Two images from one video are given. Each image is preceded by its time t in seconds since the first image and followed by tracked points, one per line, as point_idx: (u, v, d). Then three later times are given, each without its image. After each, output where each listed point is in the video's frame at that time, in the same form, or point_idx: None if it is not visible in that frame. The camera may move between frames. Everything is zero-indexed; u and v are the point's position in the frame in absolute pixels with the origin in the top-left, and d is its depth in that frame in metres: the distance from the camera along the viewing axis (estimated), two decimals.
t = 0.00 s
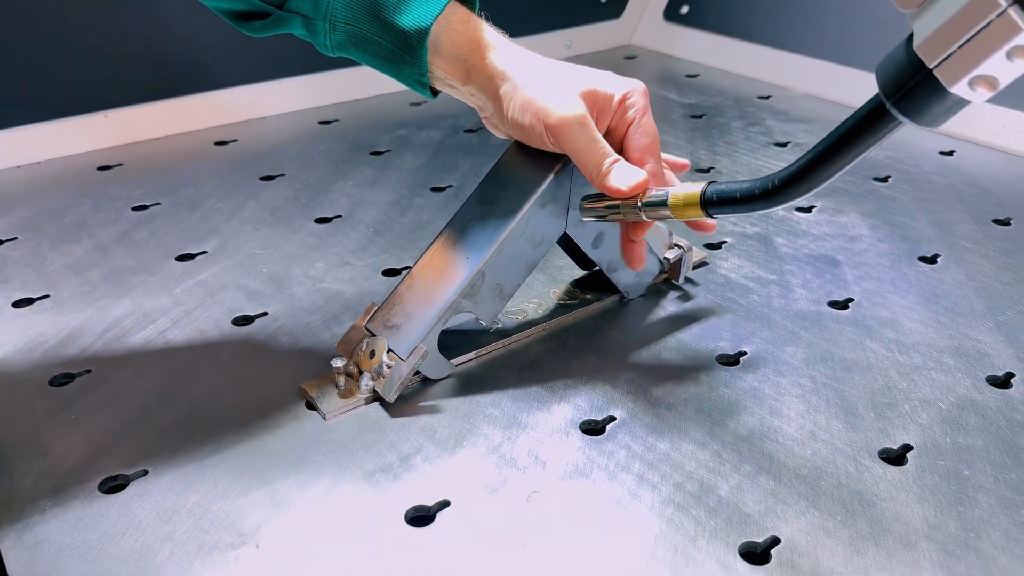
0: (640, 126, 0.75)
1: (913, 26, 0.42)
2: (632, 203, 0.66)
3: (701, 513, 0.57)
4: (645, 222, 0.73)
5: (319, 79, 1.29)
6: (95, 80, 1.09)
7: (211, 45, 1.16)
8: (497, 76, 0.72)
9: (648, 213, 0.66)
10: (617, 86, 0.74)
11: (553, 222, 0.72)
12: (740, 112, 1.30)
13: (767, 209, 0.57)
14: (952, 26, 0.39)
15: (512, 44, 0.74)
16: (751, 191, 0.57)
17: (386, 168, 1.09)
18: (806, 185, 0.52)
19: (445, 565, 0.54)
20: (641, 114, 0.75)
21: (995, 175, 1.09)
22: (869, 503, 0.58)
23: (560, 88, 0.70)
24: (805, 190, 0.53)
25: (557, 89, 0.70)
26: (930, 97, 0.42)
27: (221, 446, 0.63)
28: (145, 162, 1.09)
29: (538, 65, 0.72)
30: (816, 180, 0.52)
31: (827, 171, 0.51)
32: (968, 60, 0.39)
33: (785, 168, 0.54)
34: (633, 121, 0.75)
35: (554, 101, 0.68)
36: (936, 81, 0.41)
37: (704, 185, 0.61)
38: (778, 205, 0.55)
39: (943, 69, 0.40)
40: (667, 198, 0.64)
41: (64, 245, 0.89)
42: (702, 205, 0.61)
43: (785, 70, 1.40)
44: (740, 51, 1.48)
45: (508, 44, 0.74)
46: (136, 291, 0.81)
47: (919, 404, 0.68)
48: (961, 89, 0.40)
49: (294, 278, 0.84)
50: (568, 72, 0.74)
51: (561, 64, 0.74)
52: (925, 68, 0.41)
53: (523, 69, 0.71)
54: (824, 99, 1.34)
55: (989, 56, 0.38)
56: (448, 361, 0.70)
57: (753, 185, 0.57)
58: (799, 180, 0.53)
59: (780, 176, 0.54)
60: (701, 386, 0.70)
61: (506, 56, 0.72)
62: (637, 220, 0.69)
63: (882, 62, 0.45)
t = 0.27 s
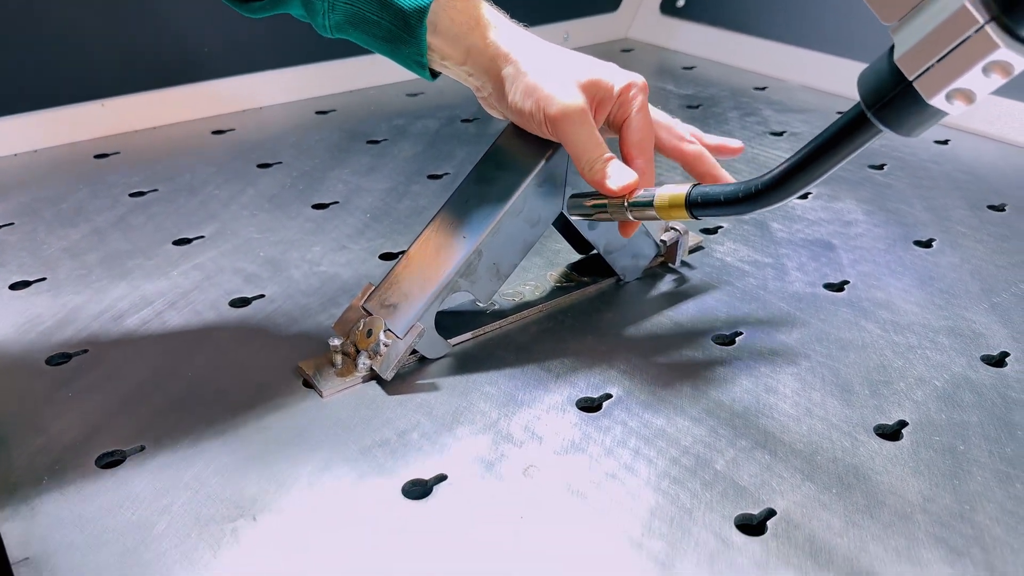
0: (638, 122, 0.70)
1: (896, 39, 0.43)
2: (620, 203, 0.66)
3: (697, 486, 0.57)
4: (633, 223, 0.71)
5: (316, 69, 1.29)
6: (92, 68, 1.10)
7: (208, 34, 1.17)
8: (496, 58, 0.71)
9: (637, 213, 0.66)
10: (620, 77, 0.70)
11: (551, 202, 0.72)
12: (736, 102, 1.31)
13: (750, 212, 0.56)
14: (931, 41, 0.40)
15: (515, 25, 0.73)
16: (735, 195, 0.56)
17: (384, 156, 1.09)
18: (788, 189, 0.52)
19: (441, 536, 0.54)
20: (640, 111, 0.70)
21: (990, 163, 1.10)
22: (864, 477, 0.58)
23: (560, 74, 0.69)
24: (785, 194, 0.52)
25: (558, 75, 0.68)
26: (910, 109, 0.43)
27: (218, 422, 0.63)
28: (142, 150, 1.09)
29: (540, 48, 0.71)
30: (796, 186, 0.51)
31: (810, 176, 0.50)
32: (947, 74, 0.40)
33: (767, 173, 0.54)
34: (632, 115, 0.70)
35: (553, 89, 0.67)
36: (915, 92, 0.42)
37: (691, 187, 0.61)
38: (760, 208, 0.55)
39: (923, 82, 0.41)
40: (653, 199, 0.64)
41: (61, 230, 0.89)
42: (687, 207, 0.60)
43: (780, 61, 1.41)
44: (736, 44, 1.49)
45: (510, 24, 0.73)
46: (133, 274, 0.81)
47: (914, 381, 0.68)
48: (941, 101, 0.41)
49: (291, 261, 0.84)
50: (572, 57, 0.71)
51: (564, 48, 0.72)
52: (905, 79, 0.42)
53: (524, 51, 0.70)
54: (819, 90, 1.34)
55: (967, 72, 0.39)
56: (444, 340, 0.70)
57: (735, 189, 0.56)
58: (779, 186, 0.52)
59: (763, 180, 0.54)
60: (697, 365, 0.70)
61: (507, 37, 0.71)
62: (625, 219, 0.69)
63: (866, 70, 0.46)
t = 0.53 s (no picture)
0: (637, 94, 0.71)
1: None
2: (619, 171, 0.65)
3: (698, 456, 0.57)
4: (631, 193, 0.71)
5: (313, 56, 1.29)
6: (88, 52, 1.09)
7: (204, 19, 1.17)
8: (495, 26, 0.72)
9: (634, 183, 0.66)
10: (620, 48, 0.70)
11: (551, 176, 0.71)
12: (735, 89, 1.31)
13: (750, 178, 0.56)
14: None
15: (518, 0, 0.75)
16: (734, 162, 0.56)
17: (381, 140, 1.09)
18: (788, 155, 0.52)
19: (439, 504, 0.53)
20: (640, 82, 0.70)
21: (990, 147, 1.09)
22: (867, 447, 0.58)
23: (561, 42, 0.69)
24: (787, 159, 0.52)
25: (558, 43, 0.69)
26: (912, 67, 0.42)
27: (214, 394, 0.62)
28: (139, 133, 1.08)
29: (542, 19, 0.72)
30: (797, 150, 0.51)
31: (811, 141, 0.51)
32: (949, 29, 0.39)
33: (768, 139, 0.54)
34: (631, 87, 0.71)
35: (554, 55, 0.67)
36: (917, 50, 0.41)
37: (689, 155, 0.61)
38: (761, 174, 0.55)
39: (926, 38, 0.40)
40: (652, 168, 0.63)
41: (56, 210, 0.88)
42: (687, 175, 0.60)
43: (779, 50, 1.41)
44: (735, 33, 1.49)
45: None
46: (129, 252, 0.81)
47: (916, 355, 0.67)
48: (944, 57, 0.40)
49: (289, 240, 0.84)
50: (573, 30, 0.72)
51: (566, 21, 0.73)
52: (907, 36, 0.41)
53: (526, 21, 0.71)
54: (818, 78, 1.34)
55: (969, 25, 0.37)
56: (443, 314, 0.70)
57: (735, 155, 0.56)
58: (780, 150, 0.52)
59: (763, 147, 0.54)
60: (697, 340, 0.70)
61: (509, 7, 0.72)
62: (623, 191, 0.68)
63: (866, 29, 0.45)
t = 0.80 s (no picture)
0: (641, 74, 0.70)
1: None
2: (618, 151, 0.64)
3: (707, 442, 0.56)
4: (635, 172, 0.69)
5: (315, 48, 1.28)
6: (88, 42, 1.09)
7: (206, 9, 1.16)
8: (503, 7, 0.72)
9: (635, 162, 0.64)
10: (625, 28, 0.71)
11: (555, 161, 0.70)
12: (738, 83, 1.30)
13: (748, 158, 0.56)
14: None
15: None
16: (734, 141, 0.56)
17: (383, 131, 1.08)
18: (788, 133, 0.51)
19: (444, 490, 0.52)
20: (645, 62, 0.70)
21: (996, 140, 1.09)
22: (878, 434, 0.57)
23: (565, 22, 0.69)
24: (787, 138, 0.52)
25: (562, 22, 0.69)
26: (918, 42, 0.41)
27: (216, 379, 0.61)
28: (139, 124, 1.07)
29: None
30: (798, 129, 0.51)
31: (812, 117, 0.50)
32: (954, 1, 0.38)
33: (768, 117, 0.53)
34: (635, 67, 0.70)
35: (557, 34, 0.68)
36: (922, 25, 0.41)
37: (689, 135, 0.60)
38: (760, 153, 0.55)
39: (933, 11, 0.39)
40: (652, 148, 0.62)
41: (55, 199, 0.87)
42: (686, 154, 0.59)
43: (782, 44, 1.41)
44: (738, 28, 1.49)
45: None
46: (129, 240, 0.80)
47: (926, 344, 0.66)
48: (950, 32, 0.40)
49: (291, 229, 0.83)
50: (578, 11, 0.72)
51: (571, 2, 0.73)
52: (912, 11, 0.41)
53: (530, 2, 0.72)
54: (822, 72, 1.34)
55: None
56: (448, 302, 0.69)
57: (735, 134, 0.56)
58: (781, 129, 0.52)
59: (764, 124, 0.53)
60: (704, 327, 0.69)
61: None
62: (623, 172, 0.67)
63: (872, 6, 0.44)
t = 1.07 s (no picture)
0: (648, 77, 0.70)
1: None
2: (626, 153, 0.64)
3: (713, 443, 0.56)
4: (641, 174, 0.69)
5: (316, 48, 1.28)
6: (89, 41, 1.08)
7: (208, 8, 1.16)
8: (508, 7, 0.72)
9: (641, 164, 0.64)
10: (632, 31, 0.70)
11: (558, 161, 0.70)
12: (740, 84, 1.30)
13: (759, 159, 0.56)
14: None
15: None
16: (744, 142, 0.55)
17: (385, 131, 1.08)
18: (800, 134, 0.51)
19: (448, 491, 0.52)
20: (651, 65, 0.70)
21: (998, 141, 1.09)
22: (884, 435, 0.57)
23: (572, 23, 0.69)
24: (798, 139, 0.52)
25: (569, 23, 0.69)
26: (931, 41, 0.41)
27: (218, 379, 0.61)
28: (140, 123, 1.07)
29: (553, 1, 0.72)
30: (810, 130, 0.51)
31: (825, 118, 0.50)
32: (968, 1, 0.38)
33: (779, 117, 0.53)
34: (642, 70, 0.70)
35: (563, 35, 0.67)
36: (935, 25, 0.40)
37: (697, 136, 0.60)
38: (771, 154, 0.54)
39: (947, 10, 0.39)
40: (660, 150, 0.61)
41: (56, 198, 0.87)
42: (694, 156, 0.59)
43: (784, 45, 1.41)
44: (739, 29, 1.48)
45: None
46: (131, 240, 0.80)
47: (931, 345, 0.66)
48: (964, 32, 0.39)
49: (293, 229, 0.83)
50: (584, 12, 0.72)
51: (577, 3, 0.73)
52: (926, 10, 0.40)
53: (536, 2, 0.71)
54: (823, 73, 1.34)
55: None
56: (451, 302, 0.69)
57: (745, 135, 0.55)
58: (792, 129, 0.52)
59: (775, 125, 0.53)
60: (709, 328, 0.68)
61: None
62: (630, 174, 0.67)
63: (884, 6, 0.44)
